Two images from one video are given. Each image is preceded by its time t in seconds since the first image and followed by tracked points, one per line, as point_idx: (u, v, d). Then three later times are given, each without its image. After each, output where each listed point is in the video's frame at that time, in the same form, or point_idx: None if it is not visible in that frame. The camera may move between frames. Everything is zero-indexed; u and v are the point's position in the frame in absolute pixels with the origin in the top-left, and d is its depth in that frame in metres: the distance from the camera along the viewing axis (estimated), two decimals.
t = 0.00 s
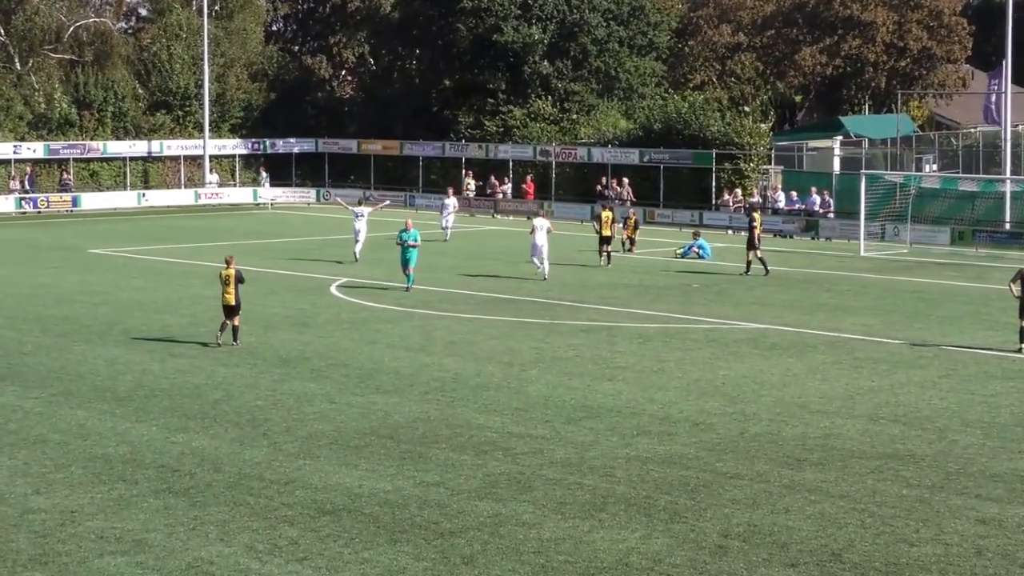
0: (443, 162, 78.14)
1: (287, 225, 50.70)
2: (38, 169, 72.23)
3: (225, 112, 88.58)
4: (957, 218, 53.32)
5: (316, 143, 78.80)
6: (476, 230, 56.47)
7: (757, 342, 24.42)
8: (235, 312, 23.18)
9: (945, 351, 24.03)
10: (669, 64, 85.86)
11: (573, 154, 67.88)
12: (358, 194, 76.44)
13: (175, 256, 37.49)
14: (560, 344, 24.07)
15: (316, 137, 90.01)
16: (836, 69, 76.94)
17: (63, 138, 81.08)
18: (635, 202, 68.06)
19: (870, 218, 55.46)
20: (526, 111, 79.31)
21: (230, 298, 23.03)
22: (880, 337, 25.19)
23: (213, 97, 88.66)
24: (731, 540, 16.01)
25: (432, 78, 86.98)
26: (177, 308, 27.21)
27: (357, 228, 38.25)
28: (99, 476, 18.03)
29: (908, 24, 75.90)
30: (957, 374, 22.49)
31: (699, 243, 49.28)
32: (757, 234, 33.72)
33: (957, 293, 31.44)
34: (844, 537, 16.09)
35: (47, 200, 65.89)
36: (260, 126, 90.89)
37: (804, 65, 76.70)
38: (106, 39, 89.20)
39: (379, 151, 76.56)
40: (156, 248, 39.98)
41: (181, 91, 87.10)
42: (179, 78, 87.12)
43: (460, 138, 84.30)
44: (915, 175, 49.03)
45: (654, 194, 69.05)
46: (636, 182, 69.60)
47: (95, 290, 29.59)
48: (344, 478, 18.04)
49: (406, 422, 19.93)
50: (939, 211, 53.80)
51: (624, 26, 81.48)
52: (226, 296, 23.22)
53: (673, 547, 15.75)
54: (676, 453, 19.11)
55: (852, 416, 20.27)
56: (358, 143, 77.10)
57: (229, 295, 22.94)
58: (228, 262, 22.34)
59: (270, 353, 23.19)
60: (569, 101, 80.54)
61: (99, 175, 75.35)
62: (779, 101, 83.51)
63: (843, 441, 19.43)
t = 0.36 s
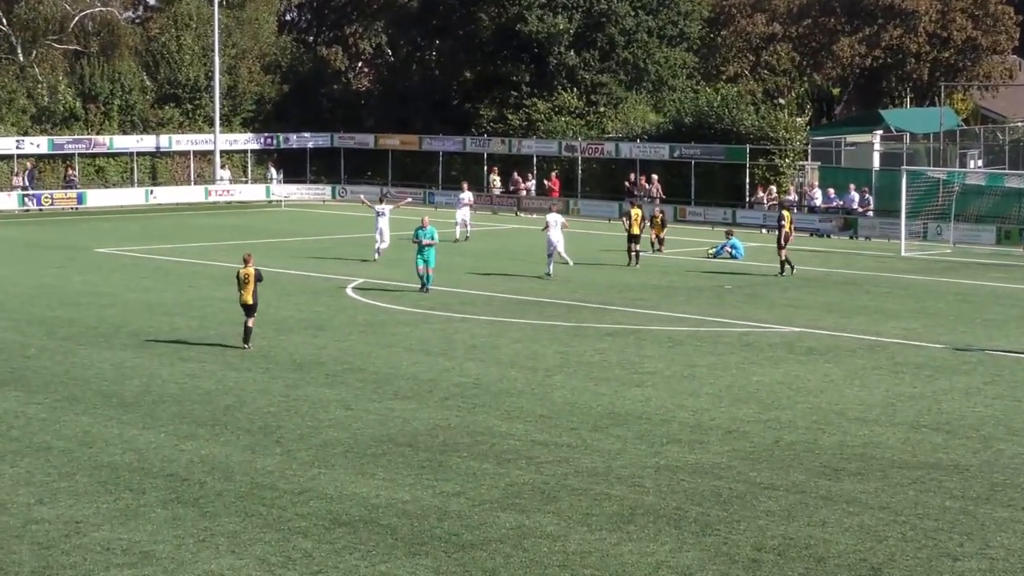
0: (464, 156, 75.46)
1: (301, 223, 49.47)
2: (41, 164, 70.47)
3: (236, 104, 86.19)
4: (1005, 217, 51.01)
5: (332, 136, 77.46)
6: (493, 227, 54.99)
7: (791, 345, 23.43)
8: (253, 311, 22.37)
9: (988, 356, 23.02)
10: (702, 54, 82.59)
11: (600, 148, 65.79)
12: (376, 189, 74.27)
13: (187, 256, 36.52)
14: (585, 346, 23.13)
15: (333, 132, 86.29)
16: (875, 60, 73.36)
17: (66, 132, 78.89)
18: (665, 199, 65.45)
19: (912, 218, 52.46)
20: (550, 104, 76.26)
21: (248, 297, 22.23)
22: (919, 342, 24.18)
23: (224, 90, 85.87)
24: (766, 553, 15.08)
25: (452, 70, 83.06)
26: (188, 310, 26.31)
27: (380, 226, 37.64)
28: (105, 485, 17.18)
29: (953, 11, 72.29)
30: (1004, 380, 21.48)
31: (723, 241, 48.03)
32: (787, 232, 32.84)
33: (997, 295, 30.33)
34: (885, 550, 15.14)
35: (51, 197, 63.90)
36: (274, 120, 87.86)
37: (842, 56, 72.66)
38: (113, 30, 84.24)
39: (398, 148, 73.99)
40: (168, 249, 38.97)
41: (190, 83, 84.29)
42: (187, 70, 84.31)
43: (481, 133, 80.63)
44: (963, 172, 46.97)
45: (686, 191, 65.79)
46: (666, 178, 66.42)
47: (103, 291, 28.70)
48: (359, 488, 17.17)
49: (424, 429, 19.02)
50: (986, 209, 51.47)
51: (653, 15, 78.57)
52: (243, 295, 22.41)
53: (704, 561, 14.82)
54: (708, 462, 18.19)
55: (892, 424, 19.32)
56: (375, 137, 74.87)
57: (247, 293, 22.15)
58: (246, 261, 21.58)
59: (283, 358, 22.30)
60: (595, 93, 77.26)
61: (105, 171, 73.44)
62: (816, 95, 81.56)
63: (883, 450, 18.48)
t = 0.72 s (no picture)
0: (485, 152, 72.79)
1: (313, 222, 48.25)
2: (45, 160, 69.10)
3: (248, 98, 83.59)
4: None
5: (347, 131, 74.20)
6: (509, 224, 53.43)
7: (825, 349, 22.51)
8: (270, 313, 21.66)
9: None
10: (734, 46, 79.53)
11: (626, 144, 62.18)
12: (391, 186, 70.59)
13: (197, 256, 35.54)
14: (610, 349, 22.26)
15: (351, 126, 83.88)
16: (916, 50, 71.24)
17: (70, 127, 76.73)
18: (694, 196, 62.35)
19: (953, 217, 50.58)
20: (576, 97, 73.54)
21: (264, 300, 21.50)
22: (961, 346, 23.18)
23: (236, 83, 81.35)
24: (802, 567, 14.21)
25: (473, 64, 81.69)
26: (199, 313, 25.47)
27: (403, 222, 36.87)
28: (111, 494, 16.40)
29: None
30: None
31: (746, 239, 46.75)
32: (816, 232, 31.92)
33: None
34: (929, 564, 14.25)
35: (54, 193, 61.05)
36: (288, 114, 84.29)
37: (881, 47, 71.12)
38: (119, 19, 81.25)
39: (415, 142, 70.53)
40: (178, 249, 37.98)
41: (200, 76, 81.81)
42: (196, 63, 81.80)
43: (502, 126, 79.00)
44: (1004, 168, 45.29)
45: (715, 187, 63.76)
46: (696, 175, 64.16)
47: (111, 293, 27.89)
48: (376, 498, 16.33)
49: (444, 438, 18.16)
50: None
51: (683, 5, 75.33)
52: (259, 298, 21.70)
53: None
54: (740, 471, 17.33)
55: (933, 432, 18.43)
56: (394, 131, 71.27)
57: (263, 297, 21.42)
58: (263, 260, 20.99)
59: (296, 362, 21.46)
60: (623, 86, 74.66)
61: (111, 168, 71.83)
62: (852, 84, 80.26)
63: (925, 460, 17.57)
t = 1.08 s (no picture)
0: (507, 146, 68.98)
1: (325, 221, 47.12)
2: (48, 156, 64.95)
3: (259, 92, 78.26)
4: None
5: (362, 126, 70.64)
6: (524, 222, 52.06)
7: (859, 353, 21.66)
8: (289, 315, 21.12)
9: None
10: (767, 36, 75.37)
11: (654, 140, 58.39)
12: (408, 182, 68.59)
13: (207, 257, 34.67)
14: (635, 353, 21.44)
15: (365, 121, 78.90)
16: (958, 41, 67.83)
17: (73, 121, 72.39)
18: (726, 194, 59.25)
19: (996, 216, 49.18)
20: (599, 90, 69.98)
21: (282, 300, 20.98)
22: (1001, 349, 22.27)
23: (246, 76, 77.99)
24: None
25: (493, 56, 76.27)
26: (209, 316, 24.70)
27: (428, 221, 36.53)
28: (117, 504, 15.68)
29: None
30: None
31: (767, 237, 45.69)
32: (845, 231, 31.11)
33: None
34: None
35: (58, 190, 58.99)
36: (302, 107, 80.00)
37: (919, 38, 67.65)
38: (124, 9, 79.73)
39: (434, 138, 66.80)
40: (188, 249, 37.13)
41: (209, 68, 77.61)
42: (206, 55, 77.55)
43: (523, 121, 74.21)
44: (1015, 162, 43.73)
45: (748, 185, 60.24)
46: (726, 171, 60.98)
47: (118, 295, 27.11)
48: (392, 508, 15.56)
49: (463, 446, 17.37)
50: None
51: None
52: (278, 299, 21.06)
53: None
54: (773, 481, 16.50)
55: (975, 441, 17.57)
56: (410, 127, 67.45)
57: (282, 296, 20.92)
58: (282, 258, 20.61)
59: (310, 366, 20.71)
60: (650, 78, 70.22)
61: (117, 164, 67.29)
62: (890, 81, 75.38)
63: (966, 469, 16.71)
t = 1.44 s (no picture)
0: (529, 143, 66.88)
1: (336, 220, 46.28)
2: (50, 152, 64.38)
3: (270, 85, 77.08)
4: None
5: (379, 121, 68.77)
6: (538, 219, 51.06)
7: (895, 359, 20.75)
8: (311, 314, 20.45)
9: None
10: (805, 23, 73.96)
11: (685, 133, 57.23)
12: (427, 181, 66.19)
13: (217, 258, 33.92)
14: (662, 359, 20.56)
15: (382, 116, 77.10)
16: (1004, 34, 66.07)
17: (77, 115, 71.62)
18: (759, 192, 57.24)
19: None
20: (626, 83, 68.00)
21: (301, 301, 20.29)
22: None
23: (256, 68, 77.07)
24: None
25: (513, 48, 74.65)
26: (218, 320, 23.94)
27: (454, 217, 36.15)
28: (120, 516, 14.86)
29: None
30: None
31: (789, 234, 44.66)
32: (877, 230, 30.32)
33: None
34: None
35: (59, 188, 57.52)
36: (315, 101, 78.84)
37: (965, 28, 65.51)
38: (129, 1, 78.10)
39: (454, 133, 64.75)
40: (197, 249, 36.38)
41: (218, 60, 76.61)
42: (216, 46, 76.71)
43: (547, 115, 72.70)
44: None
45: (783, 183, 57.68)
46: (759, 168, 58.53)
47: (123, 297, 26.37)
48: (408, 520, 14.69)
49: (483, 455, 16.51)
50: None
51: None
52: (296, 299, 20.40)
53: None
54: (809, 493, 15.59)
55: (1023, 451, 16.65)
56: (429, 122, 65.80)
57: (300, 297, 20.23)
58: (302, 257, 19.95)
59: (323, 372, 19.93)
60: (679, 71, 68.59)
61: (122, 161, 66.32)
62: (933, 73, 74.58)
63: (1015, 482, 15.77)
